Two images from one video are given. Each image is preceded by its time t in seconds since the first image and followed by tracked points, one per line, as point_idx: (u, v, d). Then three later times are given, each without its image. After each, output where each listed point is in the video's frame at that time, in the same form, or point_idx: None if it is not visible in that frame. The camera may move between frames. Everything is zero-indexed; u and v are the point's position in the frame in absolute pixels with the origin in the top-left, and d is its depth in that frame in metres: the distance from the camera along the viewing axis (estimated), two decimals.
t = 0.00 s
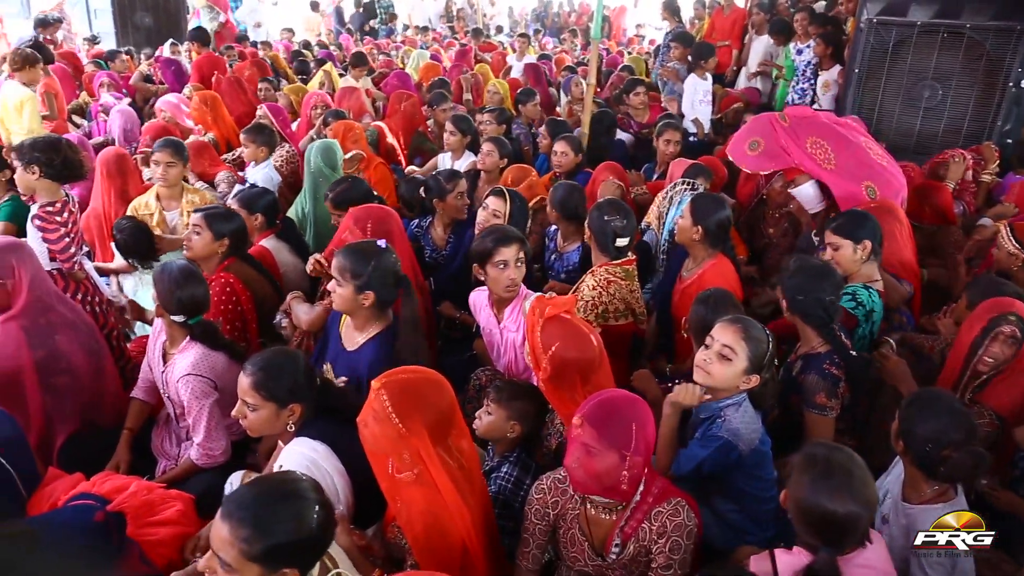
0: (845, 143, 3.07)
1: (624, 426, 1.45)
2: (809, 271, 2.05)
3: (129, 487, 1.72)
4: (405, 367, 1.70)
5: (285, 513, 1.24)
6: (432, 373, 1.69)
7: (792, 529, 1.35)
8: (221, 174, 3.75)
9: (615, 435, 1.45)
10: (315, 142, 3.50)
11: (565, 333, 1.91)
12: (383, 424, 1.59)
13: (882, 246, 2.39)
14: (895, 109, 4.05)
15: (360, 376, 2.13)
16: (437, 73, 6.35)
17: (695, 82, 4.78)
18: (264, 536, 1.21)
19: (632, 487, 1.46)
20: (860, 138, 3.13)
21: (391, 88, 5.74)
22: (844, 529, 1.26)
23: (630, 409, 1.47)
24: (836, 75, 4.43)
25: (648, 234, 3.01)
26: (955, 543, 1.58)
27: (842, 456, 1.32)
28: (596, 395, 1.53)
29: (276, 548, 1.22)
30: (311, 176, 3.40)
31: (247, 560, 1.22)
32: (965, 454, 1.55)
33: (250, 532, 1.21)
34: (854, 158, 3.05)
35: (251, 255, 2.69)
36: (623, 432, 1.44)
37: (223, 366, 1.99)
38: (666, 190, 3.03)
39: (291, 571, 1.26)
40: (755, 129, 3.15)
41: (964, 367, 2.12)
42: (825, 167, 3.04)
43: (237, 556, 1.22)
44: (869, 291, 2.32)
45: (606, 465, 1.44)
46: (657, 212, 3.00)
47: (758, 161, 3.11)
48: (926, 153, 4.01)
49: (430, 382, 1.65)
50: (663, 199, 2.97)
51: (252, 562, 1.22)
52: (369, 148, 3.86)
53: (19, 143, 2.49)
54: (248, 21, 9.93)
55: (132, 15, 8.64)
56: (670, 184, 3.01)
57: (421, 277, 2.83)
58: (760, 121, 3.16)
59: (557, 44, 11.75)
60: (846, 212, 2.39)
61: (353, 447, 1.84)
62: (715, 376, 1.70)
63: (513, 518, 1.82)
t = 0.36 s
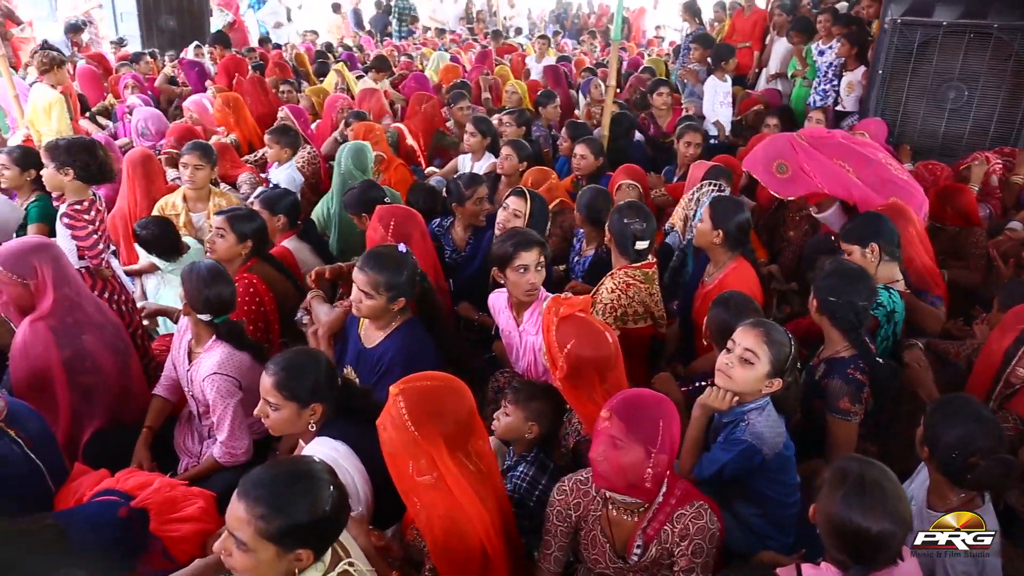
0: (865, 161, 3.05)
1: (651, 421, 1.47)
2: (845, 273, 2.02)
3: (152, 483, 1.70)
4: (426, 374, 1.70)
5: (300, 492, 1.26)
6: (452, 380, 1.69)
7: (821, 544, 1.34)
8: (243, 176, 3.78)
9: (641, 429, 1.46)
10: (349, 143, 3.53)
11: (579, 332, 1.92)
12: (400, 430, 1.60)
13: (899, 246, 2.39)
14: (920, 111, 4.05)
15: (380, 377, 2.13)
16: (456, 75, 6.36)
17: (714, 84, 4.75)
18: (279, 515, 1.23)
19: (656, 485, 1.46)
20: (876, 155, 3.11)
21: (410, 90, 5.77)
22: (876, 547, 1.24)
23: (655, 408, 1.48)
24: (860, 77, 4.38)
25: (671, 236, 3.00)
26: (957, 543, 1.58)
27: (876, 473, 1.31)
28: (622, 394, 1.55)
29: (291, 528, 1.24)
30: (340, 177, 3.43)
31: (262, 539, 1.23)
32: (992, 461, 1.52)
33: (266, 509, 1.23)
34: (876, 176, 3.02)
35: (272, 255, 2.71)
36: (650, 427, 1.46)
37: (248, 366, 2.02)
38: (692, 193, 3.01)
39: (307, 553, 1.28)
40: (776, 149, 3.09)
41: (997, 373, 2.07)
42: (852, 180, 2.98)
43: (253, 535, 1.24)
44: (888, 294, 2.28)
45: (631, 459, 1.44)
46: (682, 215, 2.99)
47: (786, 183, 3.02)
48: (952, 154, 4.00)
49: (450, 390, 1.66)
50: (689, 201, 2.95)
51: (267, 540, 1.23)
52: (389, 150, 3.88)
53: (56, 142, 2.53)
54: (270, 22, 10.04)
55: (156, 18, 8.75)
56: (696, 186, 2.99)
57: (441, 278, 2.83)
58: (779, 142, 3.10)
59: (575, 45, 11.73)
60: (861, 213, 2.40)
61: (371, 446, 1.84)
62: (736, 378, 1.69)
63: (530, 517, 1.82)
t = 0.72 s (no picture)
0: (886, 184, 2.93)
1: (676, 423, 1.46)
2: (880, 279, 2.00)
3: (176, 480, 1.73)
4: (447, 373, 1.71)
5: (294, 463, 1.27)
6: (474, 379, 1.69)
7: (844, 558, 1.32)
8: (267, 178, 3.82)
9: (667, 431, 1.45)
10: (377, 145, 3.57)
11: (611, 330, 1.93)
12: (423, 429, 1.61)
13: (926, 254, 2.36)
14: (948, 114, 4.01)
15: (401, 378, 2.14)
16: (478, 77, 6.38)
17: (737, 87, 4.71)
18: (276, 488, 1.23)
19: (680, 487, 1.45)
20: (897, 173, 3.01)
21: (432, 94, 5.80)
22: (902, 563, 1.23)
23: (682, 409, 1.47)
24: (887, 80, 4.32)
25: (694, 240, 2.98)
26: (957, 543, 1.41)
27: (900, 487, 1.28)
28: (647, 394, 1.54)
29: (290, 500, 1.24)
30: (368, 179, 3.47)
31: (264, 515, 1.23)
32: None
33: (262, 483, 1.24)
34: (899, 197, 2.90)
35: (295, 257, 2.74)
36: (675, 430, 1.45)
37: (273, 366, 2.03)
38: (718, 197, 3.00)
39: (311, 522, 1.27)
40: (796, 179, 3.10)
41: None
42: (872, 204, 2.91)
43: (254, 512, 1.24)
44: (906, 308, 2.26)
45: (656, 462, 1.43)
46: (707, 219, 2.97)
47: (809, 213, 3.05)
48: (981, 158, 3.93)
49: (472, 390, 1.65)
50: (714, 206, 2.94)
51: (268, 515, 1.23)
52: (411, 153, 3.90)
53: (90, 142, 2.60)
54: (293, 24, 10.12)
55: (183, 21, 8.87)
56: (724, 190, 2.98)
57: (462, 279, 2.84)
58: (800, 171, 3.10)
59: (597, 47, 11.71)
60: (888, 216, 2.38)
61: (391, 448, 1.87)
62: (759, 385, 1.68)
63: (552, 520, 1.81)
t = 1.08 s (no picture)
0: (910, 181, 2.94)
1: (700, 437, 1.44)
2: (903, 287, 1.96)
3: (200, 478, 1.76)
4: (471, 369, 1.71)
5: (297, 464, 1.28)
6: (499, 376, 1.69)
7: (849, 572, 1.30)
8: (291, 179, 3.85)
9: (688, 446, 1.43)
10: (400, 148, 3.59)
11: (640, 332, 1.91)
12: (447, 425, 1.62)
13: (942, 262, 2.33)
14: (977, 118, 3.95)
15: (424, 380, 2.14)
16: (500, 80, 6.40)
17: (761, 91, 4.66)
18: (278, 490, 1.24)
19: (703, 498, 1.45)
20: (918, 168, 3.02)
21: (455, 96, 5.82)
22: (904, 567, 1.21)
23: (705, 419, 1.46)
24: (914, 82, 4.28)
25: (714, 245, 2.96)
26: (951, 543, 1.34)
27: (869, 490, 1.27)
28: (671, 403, 1.53)
29: (293, 502, 1.24)
30: (391, 181, 3.48)
31: (269, 517, 1.24)
32: None
33: (264, 486, 1.24)
34: (924, 194, 2.92)
35: (318, 258, 2.76)
36: (699, 443, 1.43)
37: (298, 366, 2.05)
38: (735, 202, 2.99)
39: (320, 521, 1.28)
40: (816, 183, 3.04)
41: None
42: (896, 205, 2.92)
43: (260, 516, 1.24)
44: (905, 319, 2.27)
45: (678, 475, 1.42)
46: (725, 224, 2.95)
47: (832, 218, 2.98)
48: (1012, 164, 3.84)
49: (499, 388, 1.65)
50: (732, 211, 2.92)
51: (274, 518, 1.24)
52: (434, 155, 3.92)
53: (119, 143, 2.63)
54: (316, 27, 10.19)
55: (209, 23, 8.97)
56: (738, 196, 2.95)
57: (484, 281, 2.84)
58: (819, 174, 3.05)
59: (619, 51, 11.68)
60: (903, 226, 2.33)
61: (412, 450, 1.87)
62: (783, 392, 1.66)
63: (574, 525, 1.79)
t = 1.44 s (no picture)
0: (930, 192, 2.82)
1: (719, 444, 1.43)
2: (931, 294, 1.91)
3: (222, 477, 1.76)
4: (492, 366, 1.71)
5: (332, 477, 1.26)
6: (521, 374, 1.69)
7: None
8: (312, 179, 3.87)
9: (728, 451, 1.44)
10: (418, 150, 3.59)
11: (663, 333, 1.89)
12: (470, 421, 1.61)
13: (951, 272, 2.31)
14: (1007, 122, 3.94)
15: (443, 381, 2.15)
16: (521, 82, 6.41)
17: (785, 94, 4.62)
18: (314, 504, 1.23)
19: (732, 511, 1.43)
20: (943, 176, 2.87)
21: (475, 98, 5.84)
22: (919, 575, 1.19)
23: (723, 429, 1.45)
24: (939, 85, 4.25)
25: (735, 249, 2.94)
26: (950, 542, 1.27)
27: (879, 497, 1.25)
28: (685, 409, 1.50)
29: (328, 515, 1.23)
30: (409, 182, 3.49)
31: (305, 531, 1.23)
32: None
33: (301, 500, 1.23)
34: (945, 205, 2.78)
35: (338, 259, 2.77)
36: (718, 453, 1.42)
37: (320, 366, 2.06)
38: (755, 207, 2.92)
39: (355, 534, 1.27)
40: (833, 195, 2.97)
41: None
42: (913, 217, 2.82)
43: (295, 530, 1.24)
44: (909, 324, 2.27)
45: (711, 494, 1.40)
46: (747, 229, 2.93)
47: (846, 231, 2.91)
48: None
49: (521, 386, 1.65)
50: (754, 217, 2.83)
51: (310, 531, 1.23)
52: (454, 157, 3.94)
53: (142, 145, 2.66)
54: (338, 29, 10.26)
55: (233, 25, 9.05)
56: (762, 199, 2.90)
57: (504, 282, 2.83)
58: (836, 186, 2.97)
59: (640, 53, 11.65)
60: (913, 233, 2.31)
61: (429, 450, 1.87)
62: (804, 397, 1.64)
63: (594, 528, 1.78)
